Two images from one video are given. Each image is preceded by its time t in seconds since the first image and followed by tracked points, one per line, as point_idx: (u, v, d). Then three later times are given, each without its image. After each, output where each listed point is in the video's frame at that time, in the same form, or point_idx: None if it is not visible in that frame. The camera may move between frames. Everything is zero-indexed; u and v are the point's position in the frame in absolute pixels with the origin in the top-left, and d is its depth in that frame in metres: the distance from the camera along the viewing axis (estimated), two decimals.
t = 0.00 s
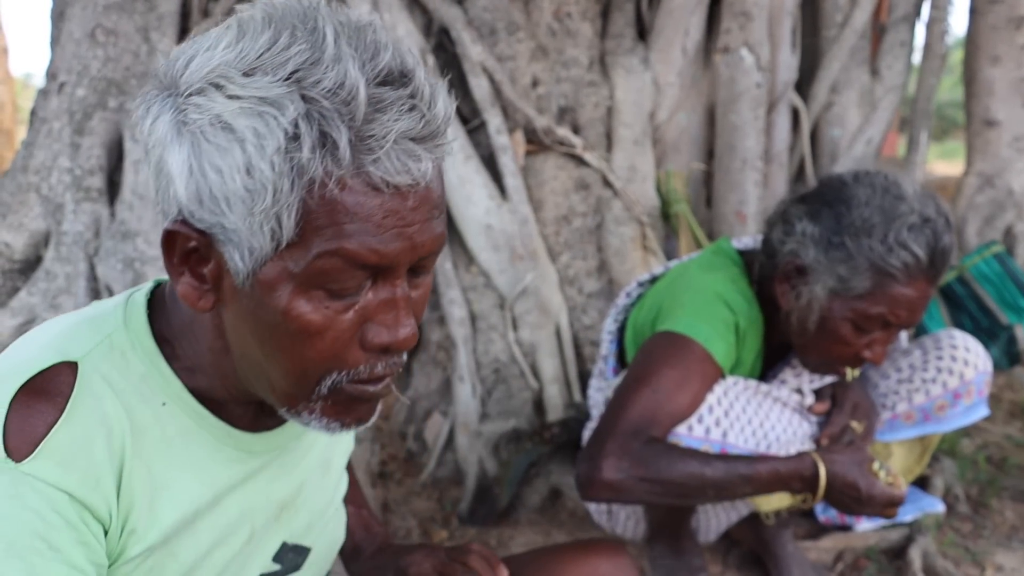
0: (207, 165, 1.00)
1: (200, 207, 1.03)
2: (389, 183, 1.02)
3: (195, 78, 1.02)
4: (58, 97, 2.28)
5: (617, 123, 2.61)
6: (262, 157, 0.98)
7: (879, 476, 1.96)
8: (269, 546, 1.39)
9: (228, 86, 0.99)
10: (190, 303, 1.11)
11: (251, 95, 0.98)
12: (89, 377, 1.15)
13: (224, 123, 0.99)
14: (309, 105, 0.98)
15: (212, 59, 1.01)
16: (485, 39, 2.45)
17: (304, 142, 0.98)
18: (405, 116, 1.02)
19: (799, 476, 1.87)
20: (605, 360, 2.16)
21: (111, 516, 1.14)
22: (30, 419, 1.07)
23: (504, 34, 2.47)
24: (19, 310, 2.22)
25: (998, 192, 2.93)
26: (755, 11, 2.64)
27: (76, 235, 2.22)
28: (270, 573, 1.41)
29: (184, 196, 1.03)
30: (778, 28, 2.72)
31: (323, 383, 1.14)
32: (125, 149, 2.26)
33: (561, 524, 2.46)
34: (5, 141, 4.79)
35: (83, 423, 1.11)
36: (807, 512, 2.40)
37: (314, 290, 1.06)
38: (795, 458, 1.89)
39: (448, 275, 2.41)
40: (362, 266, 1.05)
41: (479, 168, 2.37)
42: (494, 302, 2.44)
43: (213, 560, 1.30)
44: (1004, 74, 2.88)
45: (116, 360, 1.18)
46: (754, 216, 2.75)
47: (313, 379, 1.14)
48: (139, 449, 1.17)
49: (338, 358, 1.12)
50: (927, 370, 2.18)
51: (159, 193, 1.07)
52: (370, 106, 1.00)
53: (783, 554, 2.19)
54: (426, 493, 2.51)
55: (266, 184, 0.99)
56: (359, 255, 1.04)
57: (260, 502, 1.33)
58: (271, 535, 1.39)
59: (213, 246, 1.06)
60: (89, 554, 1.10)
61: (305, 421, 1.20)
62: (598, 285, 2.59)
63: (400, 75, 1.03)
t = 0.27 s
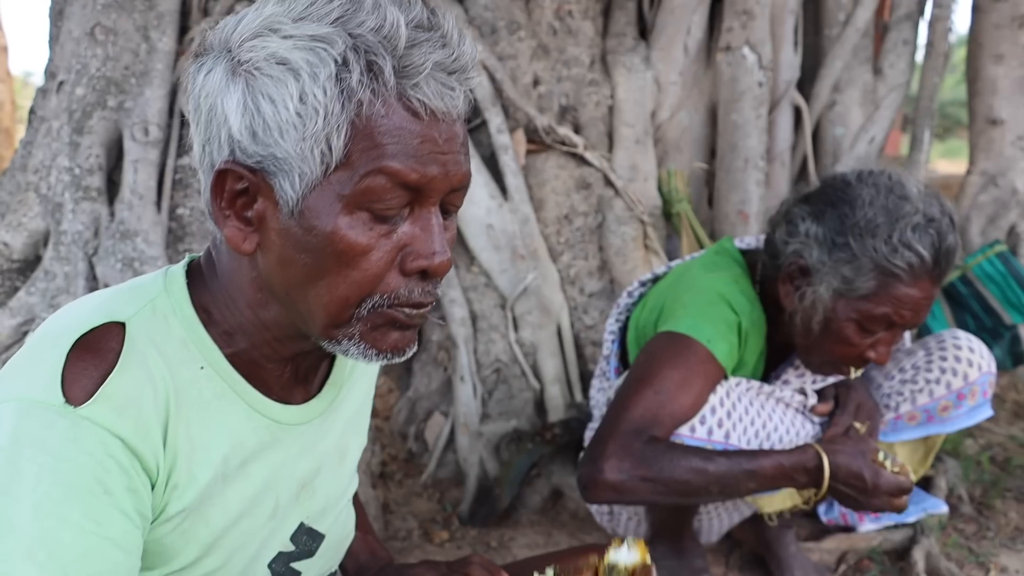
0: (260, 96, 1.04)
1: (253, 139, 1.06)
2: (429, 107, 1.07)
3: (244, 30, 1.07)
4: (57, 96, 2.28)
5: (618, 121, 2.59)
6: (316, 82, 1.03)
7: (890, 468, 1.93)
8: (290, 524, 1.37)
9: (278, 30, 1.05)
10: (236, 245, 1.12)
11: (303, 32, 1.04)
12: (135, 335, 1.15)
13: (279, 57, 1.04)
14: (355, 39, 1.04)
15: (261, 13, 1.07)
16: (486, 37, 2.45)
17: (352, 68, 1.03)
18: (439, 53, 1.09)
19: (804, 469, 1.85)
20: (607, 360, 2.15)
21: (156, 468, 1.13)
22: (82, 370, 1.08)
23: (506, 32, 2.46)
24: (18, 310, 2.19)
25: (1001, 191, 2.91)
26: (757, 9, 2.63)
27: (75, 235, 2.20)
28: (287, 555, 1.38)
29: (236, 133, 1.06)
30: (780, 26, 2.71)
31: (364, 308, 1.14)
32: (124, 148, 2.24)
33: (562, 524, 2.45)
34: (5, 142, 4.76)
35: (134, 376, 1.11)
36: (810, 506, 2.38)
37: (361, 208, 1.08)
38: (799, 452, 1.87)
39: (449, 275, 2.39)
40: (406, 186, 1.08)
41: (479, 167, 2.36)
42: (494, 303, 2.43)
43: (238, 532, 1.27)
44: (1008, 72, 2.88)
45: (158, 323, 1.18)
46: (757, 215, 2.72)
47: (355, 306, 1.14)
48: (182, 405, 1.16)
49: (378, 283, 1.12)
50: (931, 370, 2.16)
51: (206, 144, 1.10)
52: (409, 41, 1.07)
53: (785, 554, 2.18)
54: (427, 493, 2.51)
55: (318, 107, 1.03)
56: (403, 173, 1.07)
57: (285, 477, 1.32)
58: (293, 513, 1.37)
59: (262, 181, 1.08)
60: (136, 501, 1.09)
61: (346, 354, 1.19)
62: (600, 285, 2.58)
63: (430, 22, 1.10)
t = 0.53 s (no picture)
0: (302, 80, 1.08)
1: (295, 123, 1.09)
2: (461, 86, 1.10)
3: (286, 26, 1.11)
4: (58, 96, 2.31)
5: (619, 121, 2.59)
6: (354, 64, 1.06)
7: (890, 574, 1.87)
8: (315, 525, 1.36)
9: (318, 21, 1.09)
10: (278, 231, 1.14)
11: (342, 21, 1.08)
12: (183, 329, 1.14)
13: (320, 43, 1.07)
14: (391, 25, 1.08)
15: (303, 13, 1.12)
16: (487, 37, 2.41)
17: (389, 49, 1.07)
18: (469, 38, 1.13)
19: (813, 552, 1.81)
20: (607, 360, 2.15)
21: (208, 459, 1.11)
22: (138, 360, 1.06)
23: (507, 32, 2.44)
24: (19, 310, 2.20)
25: (1003, 190, 2.91)
26: (758, 8, 2.63)
27: (76, 235, 2.18)
28: (307, 557, 1.37)
29: (279, 119, 1.09)
30: (782, 25, 2.71)
31: (398, 288, 1.14)
32: (125, 148, 2.23)
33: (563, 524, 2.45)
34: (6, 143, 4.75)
35: (185, 368, 1.10)
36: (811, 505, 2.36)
37: (398, 184, 1.10)
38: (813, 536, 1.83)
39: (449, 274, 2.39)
40: (441, 162, 1.10)
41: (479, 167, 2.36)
42: (495, 303, 2.42)
43: (273, 530, 1.25)
44: (1009, 71, 2.87)
45: (202, 318, 1.16)
46: (758, 214, 2.72)
47: (390, 287, 1.13)
48: (230, 399, 1.14)
49: (413, 258, 1.12)
50: (931, 368, 2.15)
51: (250, 137, 1.14)
52: (440, 27, 1.11)
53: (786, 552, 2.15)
54: (428, 494, 2.51)
55: (357, 86, 1.06)
56: (438, 148, 1.09)
57: (318, 477, 1.30)
58: (319, 514, 1.36)
59: (304, 165, 1.11)
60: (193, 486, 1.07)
61: (373, 347, 1.18)
62: (601, 284, 2.57)
63: (459, 14, 1.15)
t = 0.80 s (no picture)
0: (348, 116, 1.08)
1: (337, 160, 1.09)
2: (509, 131, 1.10)
3: (338, 64, 1.13)
4: (59, 96, 2.31)
5: (620, 121, 2.58)
6: (401, 103, 1.07)
7: None
8: (331, 557, 1.33)
9: (368, 59, 1.10)
10: (314, 268, 1.13)
11: (393, 60, 1.09)
12: (213, 364, 1.09)
13: (369, 80, 1.08)
14: (441, 66, 1.09)
15: (354, 50, 1.13)
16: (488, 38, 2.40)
17: (437, 89, 1.07)
18: (522, 81, 1.13)
19: None
20: (608, 361, 2.14)
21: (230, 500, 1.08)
22: (165, 396, 1.02)
23: (508, 32, 2.42)
24: (20, 310, 2.20)
25: (1004, 191, 2.91)
26: (759, 9, 2.63)
27: (77, 235, 2.18)
28: None
29: (322, 155, 1.10)
30: (783, 26, 2.71)
31: (426, 339, 1.13)
32: (126, 148, 2.23)
33: (563, 524, 2.45)
34: (8, 142, 4.74)
35: (212, 405, 1.06)
36: (811, 505, 2.34)
37: (438, 228, 1.10)
38: None
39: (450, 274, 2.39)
40: (482, 207, 1.09)
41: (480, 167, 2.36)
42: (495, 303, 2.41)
43: (287, 566, 1.22)
44: (1011, 72, 2.87)
45: (231, 352, 1.12)
46: (759, 215, 2.72)
47: (420, 336, 1.13)
48: (253, 438, 1.11)
49: (447, 307, 1.12)
50: (932, 369, 2.15)
51: (294, 172, 1.14)
52: (493, 71, 1.11)
53: (788, 555, 2.13)
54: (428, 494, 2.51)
55: (403, 126, 1.07)
56: (479, 194, 1.09)
57: (336, 513, 1.27)
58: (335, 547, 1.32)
59: (344, 202, 1.11)
60: (213, 527, 1.03)
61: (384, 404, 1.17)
62: (602, 285, 2.57)
63: (515, 58, 1.15)
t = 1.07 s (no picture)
0: (376, 149, 1.02)
1: (361, 193, 1.04)
2: (543, 175, 1.04)
3: (370, 88, 1.07)
4: (61, 97, 2.31)
5: (621, 122, 2.58)
6: (431, 139, 1.01)
7: None
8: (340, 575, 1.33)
9: (401, 88, 1.04)
10: (331, 300, 1.08)
11: (426, 92, 1.03)
12: (231, 380, 1.08)
13: (399, 112, 1.02)
14: (477, 101, 1.03)
15: (387, 76, 1.07)
16: (489, 38, 2.41)
17: (471, 127, 1.01)
18: (560, 122, 1.07)
19: None
20: (608, 362, 2.14)
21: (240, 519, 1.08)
22: (180, 406, 1.01)
23: (509, 33, 2.42)
24: (21, 311, 2.20)
25: (1005, 191, 2.90)
26: (760, 9, 2.63)
27: (78, 236, 2.18)
28: None
29: (346, 185, 1.05)
30: (784, 26, 2.71)
31: (443, 383, 1.08)
32: (127, 149, 2.23)
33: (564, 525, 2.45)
34: (9, 143, 4.73)
35: (228, 419, 1.05)
36: (812, 505, 2.34)
37: (463, 273, 1.04)
38: None
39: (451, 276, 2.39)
40: (511, 254, 1.03)
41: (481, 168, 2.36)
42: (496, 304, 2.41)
43: None
44: (1012, 72, 2.88)
45: (246, 368, 1.11)
46: (759, 216, 2.72)
47: (439, 381, 1.08)
48: (264, 457, 1.11)
49: (466, 353, 1.06)
50: (934, 370, 2.15)
51: (316, 199, 1.09)
52: (531, 108, 1.05)
53: (788, 556, 2.13)
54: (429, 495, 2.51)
55: (432, 164, 1.01)
56: (508, 241, 1.03)
57: (346, 534, 1.27)
58: (344, 566, 1.32)
59: (366, 236, 1.05)
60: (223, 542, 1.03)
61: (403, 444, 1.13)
62: (603, 286, 2.57)
63: (554, 96, 1.09)
